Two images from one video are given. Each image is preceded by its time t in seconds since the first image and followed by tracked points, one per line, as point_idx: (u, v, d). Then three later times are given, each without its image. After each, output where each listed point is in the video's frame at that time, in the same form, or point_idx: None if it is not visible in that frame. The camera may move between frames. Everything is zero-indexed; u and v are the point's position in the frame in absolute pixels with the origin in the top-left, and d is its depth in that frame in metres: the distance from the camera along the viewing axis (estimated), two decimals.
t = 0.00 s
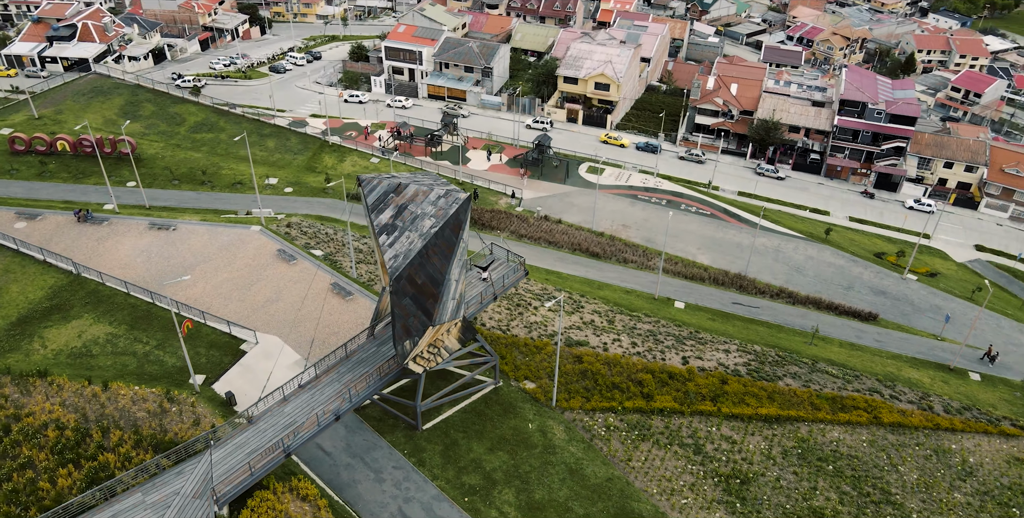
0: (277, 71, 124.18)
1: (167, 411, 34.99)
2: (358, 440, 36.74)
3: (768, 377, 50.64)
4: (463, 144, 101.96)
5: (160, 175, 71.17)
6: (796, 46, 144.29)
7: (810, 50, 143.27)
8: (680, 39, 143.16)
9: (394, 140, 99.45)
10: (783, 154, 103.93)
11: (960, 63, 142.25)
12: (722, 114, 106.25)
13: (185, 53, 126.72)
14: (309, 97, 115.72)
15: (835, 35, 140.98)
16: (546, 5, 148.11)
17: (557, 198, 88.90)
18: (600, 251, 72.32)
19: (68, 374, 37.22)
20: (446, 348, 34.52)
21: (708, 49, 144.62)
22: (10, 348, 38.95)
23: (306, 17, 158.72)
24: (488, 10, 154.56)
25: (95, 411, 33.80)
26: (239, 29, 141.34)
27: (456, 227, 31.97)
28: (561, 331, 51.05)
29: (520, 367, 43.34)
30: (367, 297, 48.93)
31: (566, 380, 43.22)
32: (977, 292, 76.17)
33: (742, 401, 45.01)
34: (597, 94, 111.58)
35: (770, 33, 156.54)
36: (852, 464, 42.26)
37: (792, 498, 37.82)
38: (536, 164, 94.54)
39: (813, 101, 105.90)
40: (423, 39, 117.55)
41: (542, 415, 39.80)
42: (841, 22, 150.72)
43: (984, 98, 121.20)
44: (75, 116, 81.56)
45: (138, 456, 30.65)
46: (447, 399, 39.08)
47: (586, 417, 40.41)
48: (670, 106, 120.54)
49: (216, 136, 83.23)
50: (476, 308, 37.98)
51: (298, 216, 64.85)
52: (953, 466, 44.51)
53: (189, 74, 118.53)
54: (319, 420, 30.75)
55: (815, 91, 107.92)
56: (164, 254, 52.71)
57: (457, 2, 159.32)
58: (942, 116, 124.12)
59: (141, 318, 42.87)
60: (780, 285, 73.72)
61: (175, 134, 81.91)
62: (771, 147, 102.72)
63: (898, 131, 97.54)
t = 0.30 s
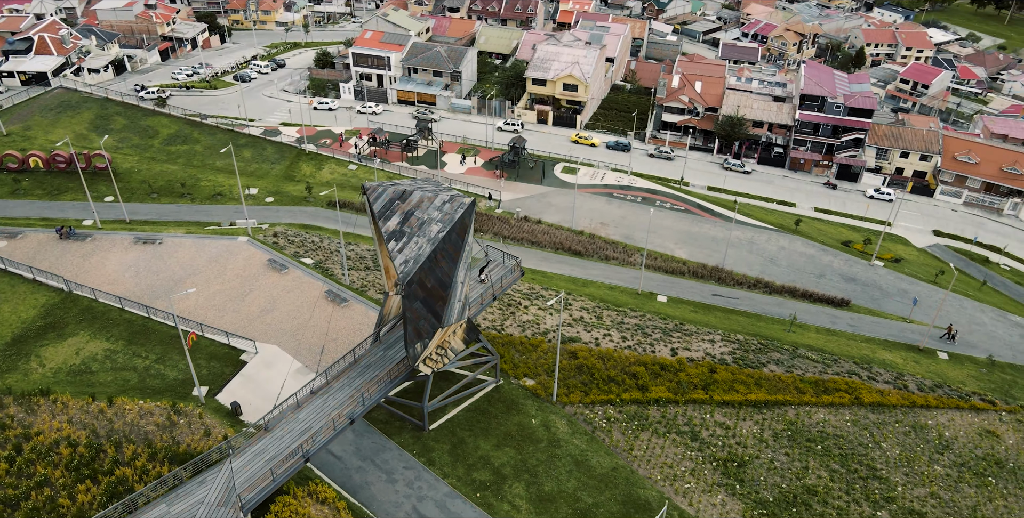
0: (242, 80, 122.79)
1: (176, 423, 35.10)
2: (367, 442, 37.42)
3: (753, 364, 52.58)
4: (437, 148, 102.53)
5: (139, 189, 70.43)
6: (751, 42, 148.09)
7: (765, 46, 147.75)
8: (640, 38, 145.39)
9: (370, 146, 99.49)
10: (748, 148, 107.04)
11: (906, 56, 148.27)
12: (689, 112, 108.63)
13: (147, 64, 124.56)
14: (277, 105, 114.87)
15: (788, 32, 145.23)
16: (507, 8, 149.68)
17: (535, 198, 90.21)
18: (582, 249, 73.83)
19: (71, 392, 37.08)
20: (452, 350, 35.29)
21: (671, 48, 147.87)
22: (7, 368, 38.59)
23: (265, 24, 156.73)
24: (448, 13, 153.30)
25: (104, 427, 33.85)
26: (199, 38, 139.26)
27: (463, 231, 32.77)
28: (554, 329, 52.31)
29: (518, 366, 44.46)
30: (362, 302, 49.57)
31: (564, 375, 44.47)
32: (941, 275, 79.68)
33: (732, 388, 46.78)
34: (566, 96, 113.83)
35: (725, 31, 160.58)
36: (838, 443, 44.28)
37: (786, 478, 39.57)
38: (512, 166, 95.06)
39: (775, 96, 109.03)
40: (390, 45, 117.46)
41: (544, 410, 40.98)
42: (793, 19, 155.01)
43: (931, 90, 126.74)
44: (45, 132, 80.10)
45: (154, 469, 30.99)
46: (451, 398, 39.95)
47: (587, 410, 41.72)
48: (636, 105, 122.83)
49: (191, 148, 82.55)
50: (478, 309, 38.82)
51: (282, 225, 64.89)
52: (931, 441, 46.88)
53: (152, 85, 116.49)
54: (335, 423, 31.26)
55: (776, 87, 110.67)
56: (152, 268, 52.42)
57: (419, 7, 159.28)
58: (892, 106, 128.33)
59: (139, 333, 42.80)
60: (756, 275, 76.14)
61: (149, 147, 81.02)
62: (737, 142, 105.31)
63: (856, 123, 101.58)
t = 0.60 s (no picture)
0: (203, 91, 120.96)
1: (186, 436, 35.24)
2: (377, 445, 38.11)
3: (737, 352, 54.66)
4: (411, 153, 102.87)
5: (115, 206, 69.44)
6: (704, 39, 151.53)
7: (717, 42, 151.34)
8: (597, 39, 146.83)
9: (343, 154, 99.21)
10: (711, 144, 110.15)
11: (851, 49, 154.05)
12: (652, 109, 111.64)
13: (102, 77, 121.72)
14: (242, 116, 113.44)
15: (738, 29, 148.99)
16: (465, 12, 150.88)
17: (512, 200, 91.49)
18: (563, 248, 75.44)
19: (75, 411, 36.94)
20: (458, 350, 36.22)
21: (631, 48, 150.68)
22: (5, 391, 38.22)
23: (220, 32, 154.12)
24: (405, 18, 152.31)
25: (115, 444, 33.93)
26: (154, 49, 136.36)
27: (468, 235, 33.68)
28: (545, 326, 53.67)
29: (516, 363, 45.57)
30: (356, 308, 50.06)
31: (561, 370, 45.79)
32: (903, 259, 83.44)
33: (721, 375, 48.65)
34: (532, 97, 115.67)
35: (678, 29, 164.30)
36: (823, 422, 46.51)
37: (779, 458, 41.53)
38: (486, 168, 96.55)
39: (734, 92, 112.39)
40: (357, 52, 117.91)
41: (546, 405, 42.21)
42: (742, 16, 159.36)
43: (877, 81, 131.96)
44: (11, 151, 78.27)
45: (173, 483, 31.45)
46: (456, 398, 40.80)
47: (586, 403, 43.11)
48: (601, 105, 124.96)
49: (163, 161, 81.54)
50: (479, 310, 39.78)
51: (265, 236, 64.78)
52: (907, 416, 49.43)
53: (110, 98, 113.95)
54: (351, 427, 32.08)
55: (734, 84, 114.51)
56: (140, 283, 52.07)
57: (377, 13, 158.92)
58: (842, 99, 133.28)
59: (136, 350, 42.66)
60: (731, 266, 78.68)
61: (120, 162, 79.80)
62: (700, 138, 108.17)
63: (812, 116, 104.99)
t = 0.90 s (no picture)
0: (164, 102, 118.84)
1: (198, 447, 35.43)
2: (386, 447, 38.79)
3: (722, 340, 56.74)
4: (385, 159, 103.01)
5: (91, 222, 68.44)
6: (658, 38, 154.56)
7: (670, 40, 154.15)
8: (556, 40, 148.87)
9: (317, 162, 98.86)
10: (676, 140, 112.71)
11: (798, 44, 159.04)
12: (617, 108, 114.12)
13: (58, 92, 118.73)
14: (207, 127, 111.86)
15: (691, 27, 151.91)
16: (423, 16, 151.35)
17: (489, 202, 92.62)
18: (544, 247, 76.91)
19: (81, 429, 36.84)
20: (464, 351, 37.25)
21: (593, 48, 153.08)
22: (5, 413, 37.86)
23: (173, 42, 150.95)
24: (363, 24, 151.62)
25: (128, 459, 34.04)
26: (107, 61, 133.01)
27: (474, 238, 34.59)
28: (536, 323, 54.93)
29: (514, 361, 46.75)
30: (352, 315, 50.62)
31: (558, 365, 47.14)
32: (867, 245, 87.04)
33: (708, 363, 50.38)
34: (499, 100, 116.74)
35: (633, 28, 167.27)
36: (808, 403, 48.69)
37: (771, 439, 43.55)
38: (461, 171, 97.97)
39: (695, 90, 116.04)
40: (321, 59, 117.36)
41: (547, 400, 43.50)
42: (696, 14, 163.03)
43: (825, 75, 136.76)
44: None
45: (194, 495, 31.95)
46: (461, 397, 41.77)
47: (585, 396, 44.55)
48: (565, 105, 126.68)
49: (136, 176, 80.46)
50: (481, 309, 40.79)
51: (249, 247, 64.68)
52: (884, 394, 51.91)
53: (68, 113, 111.17)
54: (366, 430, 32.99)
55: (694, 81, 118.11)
56: (129, 299, 51.67)
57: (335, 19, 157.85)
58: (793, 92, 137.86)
59: (135, 366, 42.54)
60: (707, 258, 81.06)
61: (91, 178, 78.53)
62: (665, 135, 110.81)
63: (772, 110, 108.00)
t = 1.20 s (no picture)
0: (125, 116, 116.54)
1: (210, 458, 35.72)
2: (396, 448, 39.53)
3: (706, 329, 58.84)
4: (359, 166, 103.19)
5: (68, 240, 67.39)
6: (613, 39, 156.52)
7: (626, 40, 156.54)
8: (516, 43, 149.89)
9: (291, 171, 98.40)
10: (642, 138, 114.99)
11: (747, 41, 164.00)
12: (583, 109, 115.75)
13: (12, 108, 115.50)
14: (173, 140, 110.28)
15: (645, 26, 154.51)
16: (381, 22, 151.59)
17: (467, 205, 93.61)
18: (526, 248, 78.31)
19: (88, 446, 36.79)
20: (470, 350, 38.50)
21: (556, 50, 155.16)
22: (8, 434, 37.53)
23: (126, 54, 147.47)
24: (320, 31, 150.34)
25: (142, 473, 34.21)
26: (58, 75, 129.41)
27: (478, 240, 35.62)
28: (527, 322, 56.16)
29: (512, 358, 47.98)
30: (348, 321, 51.22)
31: (555, 360, 48.52)
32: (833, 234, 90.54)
33: (697, 352, 52.20)
34: (466, 104, 117.37)
35: (588, 29, 169.73)
36: (793, 386, 50.88)
37: (762, 421, 45.63)
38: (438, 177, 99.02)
39: (658, 88, 118.99)
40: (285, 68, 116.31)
41: (548, 395, 44.86)
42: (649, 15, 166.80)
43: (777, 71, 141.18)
44: None
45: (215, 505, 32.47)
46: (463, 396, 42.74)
47: (583, 389, 46.00)
48: (532, 107, 128.21)
49: (109, 192, 79.32)
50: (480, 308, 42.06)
51: (234, 259, 64.52)
52: (861, 373, 54.43)
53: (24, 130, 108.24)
54: (380, 432, 34.03)
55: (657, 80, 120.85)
56: (118, 315, 51.26)
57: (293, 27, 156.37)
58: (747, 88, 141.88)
59: (136, 381, 42.47)
60: (683, 252, 83.37)
61: (63, 196, 77.18)
62: (631, 134, 113.13)
63: (733, 107, 111.96)
